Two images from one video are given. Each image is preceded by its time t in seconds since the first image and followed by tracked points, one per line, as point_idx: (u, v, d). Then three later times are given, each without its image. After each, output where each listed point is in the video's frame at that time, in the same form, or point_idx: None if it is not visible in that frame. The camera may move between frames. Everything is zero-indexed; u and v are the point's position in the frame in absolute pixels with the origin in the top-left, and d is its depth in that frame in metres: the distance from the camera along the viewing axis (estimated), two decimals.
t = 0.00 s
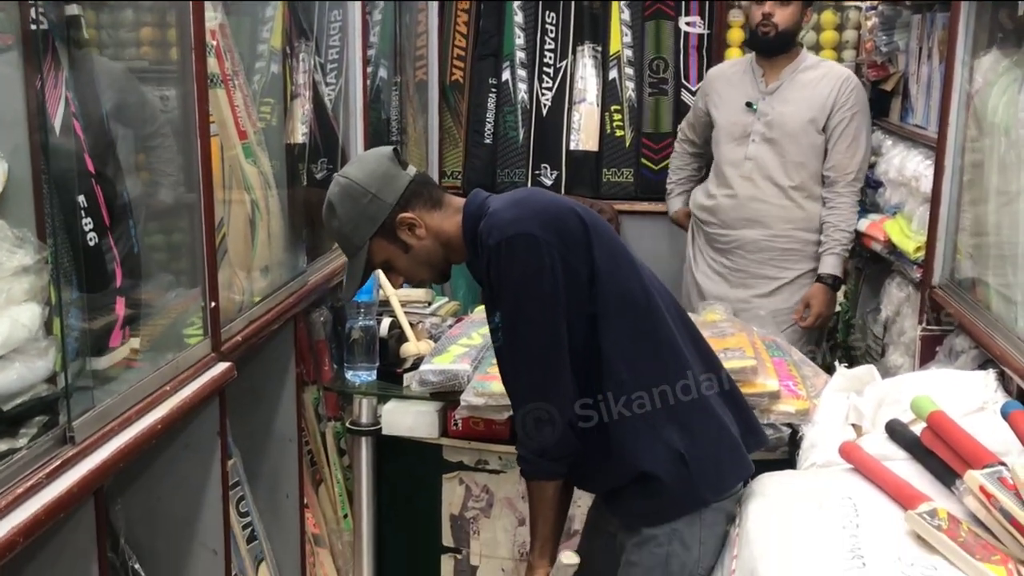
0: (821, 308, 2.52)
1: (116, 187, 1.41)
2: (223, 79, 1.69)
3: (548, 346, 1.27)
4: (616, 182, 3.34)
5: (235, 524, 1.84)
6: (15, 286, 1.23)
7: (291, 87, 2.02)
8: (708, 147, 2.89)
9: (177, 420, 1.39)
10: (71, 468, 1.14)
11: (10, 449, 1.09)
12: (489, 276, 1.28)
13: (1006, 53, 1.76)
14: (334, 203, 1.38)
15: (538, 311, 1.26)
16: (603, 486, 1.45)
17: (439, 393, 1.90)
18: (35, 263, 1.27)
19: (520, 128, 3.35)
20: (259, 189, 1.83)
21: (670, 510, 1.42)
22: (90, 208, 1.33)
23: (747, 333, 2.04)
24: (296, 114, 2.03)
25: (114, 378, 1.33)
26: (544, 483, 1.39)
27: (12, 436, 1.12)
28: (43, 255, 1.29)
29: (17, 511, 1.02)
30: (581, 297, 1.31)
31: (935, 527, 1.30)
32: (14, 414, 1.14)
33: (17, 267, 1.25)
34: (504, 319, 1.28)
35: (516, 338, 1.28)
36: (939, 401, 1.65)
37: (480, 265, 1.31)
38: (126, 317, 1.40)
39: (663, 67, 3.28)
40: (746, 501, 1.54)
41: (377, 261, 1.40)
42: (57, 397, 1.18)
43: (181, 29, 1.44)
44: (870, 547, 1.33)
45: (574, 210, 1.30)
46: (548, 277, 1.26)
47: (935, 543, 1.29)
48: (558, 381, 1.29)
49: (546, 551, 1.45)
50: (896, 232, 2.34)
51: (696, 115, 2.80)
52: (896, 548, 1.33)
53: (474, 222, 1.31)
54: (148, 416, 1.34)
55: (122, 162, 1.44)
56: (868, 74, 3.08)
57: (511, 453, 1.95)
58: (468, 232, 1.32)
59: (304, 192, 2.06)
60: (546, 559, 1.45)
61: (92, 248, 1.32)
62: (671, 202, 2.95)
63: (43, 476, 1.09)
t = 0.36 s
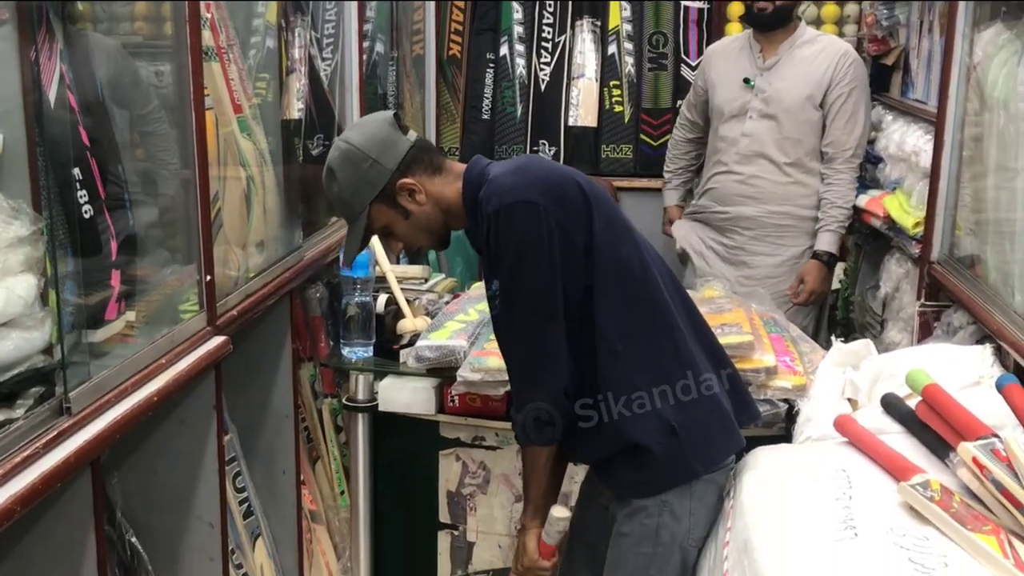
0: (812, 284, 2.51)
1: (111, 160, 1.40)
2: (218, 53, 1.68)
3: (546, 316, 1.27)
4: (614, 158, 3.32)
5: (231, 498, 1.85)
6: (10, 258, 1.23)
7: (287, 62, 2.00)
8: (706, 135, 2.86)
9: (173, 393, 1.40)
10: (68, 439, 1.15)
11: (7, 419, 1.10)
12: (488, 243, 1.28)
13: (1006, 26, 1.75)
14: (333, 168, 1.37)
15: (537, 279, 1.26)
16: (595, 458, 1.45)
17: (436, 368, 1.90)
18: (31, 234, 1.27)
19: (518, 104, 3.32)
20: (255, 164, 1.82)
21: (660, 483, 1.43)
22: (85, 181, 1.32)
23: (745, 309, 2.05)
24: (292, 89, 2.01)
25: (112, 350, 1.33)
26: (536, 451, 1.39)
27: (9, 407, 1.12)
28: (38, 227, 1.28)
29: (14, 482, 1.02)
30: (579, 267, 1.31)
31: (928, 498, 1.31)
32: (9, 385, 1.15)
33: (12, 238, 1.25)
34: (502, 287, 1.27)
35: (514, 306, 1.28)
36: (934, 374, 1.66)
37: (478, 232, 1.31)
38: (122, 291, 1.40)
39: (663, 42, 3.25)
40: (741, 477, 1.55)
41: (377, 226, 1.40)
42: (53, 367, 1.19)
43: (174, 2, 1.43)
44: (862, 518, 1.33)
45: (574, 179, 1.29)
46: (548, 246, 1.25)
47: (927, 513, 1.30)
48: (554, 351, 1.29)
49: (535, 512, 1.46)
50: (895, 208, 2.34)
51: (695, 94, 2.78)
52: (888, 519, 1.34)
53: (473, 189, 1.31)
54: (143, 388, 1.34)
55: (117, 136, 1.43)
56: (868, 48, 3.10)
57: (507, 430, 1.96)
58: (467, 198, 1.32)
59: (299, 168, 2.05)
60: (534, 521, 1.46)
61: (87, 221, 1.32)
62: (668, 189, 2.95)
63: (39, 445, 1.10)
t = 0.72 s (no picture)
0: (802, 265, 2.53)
1: (105, 151, 1.39)
2: (213, 43, 1.66)
3: (567, 279, 1.25)
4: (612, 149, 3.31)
5: (227, 490, 1.85)
6: (5, 248, 1.22)
7: (281, 51, 1.98)
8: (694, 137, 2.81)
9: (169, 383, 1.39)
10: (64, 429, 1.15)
11: (2, 410, 1.10)
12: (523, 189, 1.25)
13: (1006, 15, 1.74)
14: (363, 74, 1.33)
15: (567, 238, 1.24)
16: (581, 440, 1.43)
17: (432, 360, 1.89)
18: (26, 224, 1.27)
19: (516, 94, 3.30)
20: (250, 155, 1.81)
21: (640, 473, 1.41)
22: (80, 172, 1.31)
23: (742, 300, 2.04)
24: (287, 80, 2.00)
25: (108, 341, 1.33)
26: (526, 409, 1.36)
27: (4, 397, 1.12)
28: (33, 217, 1.28)
29: (8, 472, 1.02)
30: (603, 237, 1.30)
31: (923, 488, 1.31)
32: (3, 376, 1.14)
33: (7, 228, 1.24)
34: (528, 235, 1.25)
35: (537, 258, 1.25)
36: (931, 365, 1.66)
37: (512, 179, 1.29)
38: (117, 281, 1.39)
39: (661, 31, 3.24)
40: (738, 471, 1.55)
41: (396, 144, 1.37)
42: (48, 357, 1.19)
43: None
44: (858, 507, 1.33)
45: (616, 149, 1.28)
46: (584, 207, 1.24)
47: (923, 503, 1.30)
48: (568, 312, 1.27)
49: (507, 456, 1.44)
50: (894, 198, 2.33)
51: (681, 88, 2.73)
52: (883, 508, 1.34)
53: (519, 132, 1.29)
54: (139, 378, 1.33)
55: (112, 127, 1.42)
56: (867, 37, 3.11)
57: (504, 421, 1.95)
58: (509, 140, 1.30)
59: (294, 159, 2.04)
60: (500, 464, 1.44)
61: (82, 211, 1.32)
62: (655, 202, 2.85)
63: (36, 436, 1.09)
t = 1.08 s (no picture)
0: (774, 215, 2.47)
1: (98, 161, 1.38)
2: (206, 52, 1.65)
3: (589, 282, 1.23)
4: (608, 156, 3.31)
5: (222, 501, 1.83)
6: None
7: (275, 59, 1.97)
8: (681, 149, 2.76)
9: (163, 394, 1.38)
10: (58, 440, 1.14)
11: None
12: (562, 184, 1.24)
13: (1001, 22, 1.74)
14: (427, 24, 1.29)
15: (593, 247, 1.22)
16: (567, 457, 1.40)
17: (427, 369, 1.88)
18: (19, 235, 1.26)
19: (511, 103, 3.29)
20: (244, 164, 1.80)
21: (624, 507, 1.38)
22: (74, 182, 1.31)
23: (739, 309, 2.04)
24: (281, 88, 2.00)
25: (102, 351, 1.32)
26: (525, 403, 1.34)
27: None
28: (27, 227, 1.27)
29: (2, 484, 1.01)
30: (630, 251, 1.29)
31: (917, 495, 1.31)
32: None
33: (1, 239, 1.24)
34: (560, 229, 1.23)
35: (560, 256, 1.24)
36: (928, 373, 1.65)
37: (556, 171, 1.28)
38: (110, 291, 1.38)
39: (656, 39, 3.21)
40: (735, 478, 1.54)
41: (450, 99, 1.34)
42: (42, 368, 1.19)
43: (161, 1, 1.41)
44: (852, 515, 1.33)
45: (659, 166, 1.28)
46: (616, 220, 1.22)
47: (917, 510, 1.30)
48: (588, 315, 1.25)
49: (491, 441, 1.45)
50: (891, 206, 2.33)
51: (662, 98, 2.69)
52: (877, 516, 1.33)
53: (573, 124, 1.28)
54: (133, 389, 1.32)
55: (105, 137, 1.41)
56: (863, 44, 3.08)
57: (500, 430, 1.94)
58: (564, 130, 1.30)
59: (289, 168, 2.03)
60: (482, 448, 1.46)
61: (76, 221, 1.31)
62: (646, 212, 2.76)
63: (29, 446, 1.08)
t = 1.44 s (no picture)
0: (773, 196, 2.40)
1: (89, 180, 1.36)
2: (199, 72, 1.65)
3: (611, 311, 1.21)
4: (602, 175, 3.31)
5: (213, 523, 1.81)
6: None
7: (268, 78, 1.97)
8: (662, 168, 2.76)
9: (155, 414, 1.37)
10: (50, 461, 1.13)
11: None
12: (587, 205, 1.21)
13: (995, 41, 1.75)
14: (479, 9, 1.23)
15: (616, 279, 1.20)
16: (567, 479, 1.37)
17: (421, 390, 1.87)
18: (11, 256, 1.24)
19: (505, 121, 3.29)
20: (236, 183, 1.79)
21: (620, 545, 1.36)
22: (65, 202, 1.29)
23: (734, 328, 2.03)
24: (274, 107, 1.99)
25: (93, 372, 1.31)
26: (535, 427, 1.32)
27: None
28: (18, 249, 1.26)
29: None
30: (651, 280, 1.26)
31: (913, 516, 1.29)
32: None
33: None
34: (587, 252, 1.20)
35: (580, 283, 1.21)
36: (923, 392, 1.65)
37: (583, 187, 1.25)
38: (103, 311, 1.37)
39: (650, 57, 3.19)
40: (730, 500, 1.53)
41: (490, 89, 1.29)
42: (34, 390, 1.18)
43: (155, 21, 1.41)
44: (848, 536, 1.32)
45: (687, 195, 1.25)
46: (638, 252, 1.20)
47: (913, 531, 1.29)
48: (608, 343, 1.22)
49: (497, 453, 1.44)
50: (886, 225, 2.34)
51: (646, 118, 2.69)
52: (873, 537, 1.32)
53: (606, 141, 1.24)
54: (125, 410, 1.31)
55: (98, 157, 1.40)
56: (859, 63, 3.11)
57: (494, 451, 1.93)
58: (595, 142, 1.28)
59: (282, 187, 2.03)
60: (490, 461, 1.45)
61: (68, 242, 1.30)
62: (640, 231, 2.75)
63: (21, 468, 1.08)
